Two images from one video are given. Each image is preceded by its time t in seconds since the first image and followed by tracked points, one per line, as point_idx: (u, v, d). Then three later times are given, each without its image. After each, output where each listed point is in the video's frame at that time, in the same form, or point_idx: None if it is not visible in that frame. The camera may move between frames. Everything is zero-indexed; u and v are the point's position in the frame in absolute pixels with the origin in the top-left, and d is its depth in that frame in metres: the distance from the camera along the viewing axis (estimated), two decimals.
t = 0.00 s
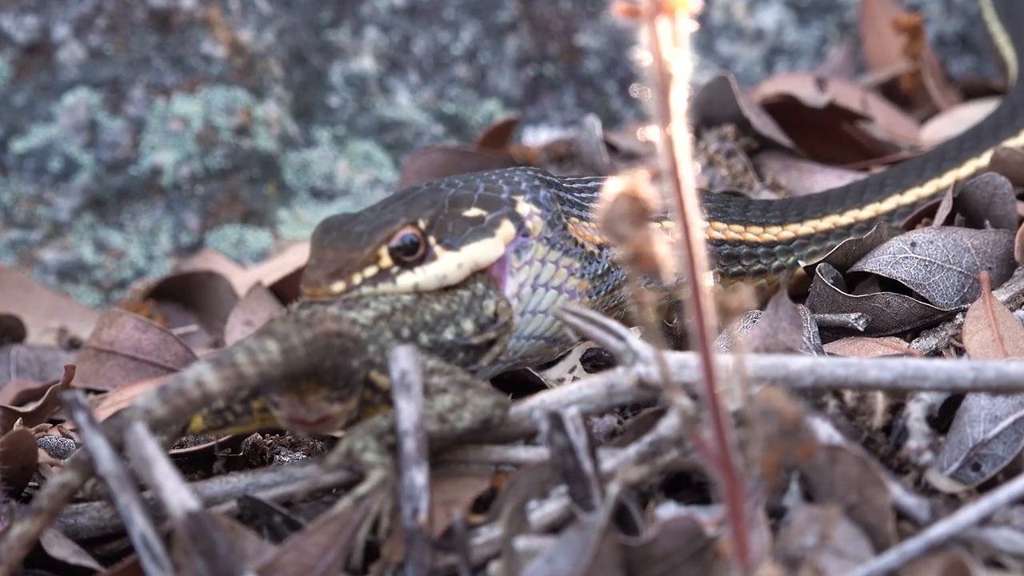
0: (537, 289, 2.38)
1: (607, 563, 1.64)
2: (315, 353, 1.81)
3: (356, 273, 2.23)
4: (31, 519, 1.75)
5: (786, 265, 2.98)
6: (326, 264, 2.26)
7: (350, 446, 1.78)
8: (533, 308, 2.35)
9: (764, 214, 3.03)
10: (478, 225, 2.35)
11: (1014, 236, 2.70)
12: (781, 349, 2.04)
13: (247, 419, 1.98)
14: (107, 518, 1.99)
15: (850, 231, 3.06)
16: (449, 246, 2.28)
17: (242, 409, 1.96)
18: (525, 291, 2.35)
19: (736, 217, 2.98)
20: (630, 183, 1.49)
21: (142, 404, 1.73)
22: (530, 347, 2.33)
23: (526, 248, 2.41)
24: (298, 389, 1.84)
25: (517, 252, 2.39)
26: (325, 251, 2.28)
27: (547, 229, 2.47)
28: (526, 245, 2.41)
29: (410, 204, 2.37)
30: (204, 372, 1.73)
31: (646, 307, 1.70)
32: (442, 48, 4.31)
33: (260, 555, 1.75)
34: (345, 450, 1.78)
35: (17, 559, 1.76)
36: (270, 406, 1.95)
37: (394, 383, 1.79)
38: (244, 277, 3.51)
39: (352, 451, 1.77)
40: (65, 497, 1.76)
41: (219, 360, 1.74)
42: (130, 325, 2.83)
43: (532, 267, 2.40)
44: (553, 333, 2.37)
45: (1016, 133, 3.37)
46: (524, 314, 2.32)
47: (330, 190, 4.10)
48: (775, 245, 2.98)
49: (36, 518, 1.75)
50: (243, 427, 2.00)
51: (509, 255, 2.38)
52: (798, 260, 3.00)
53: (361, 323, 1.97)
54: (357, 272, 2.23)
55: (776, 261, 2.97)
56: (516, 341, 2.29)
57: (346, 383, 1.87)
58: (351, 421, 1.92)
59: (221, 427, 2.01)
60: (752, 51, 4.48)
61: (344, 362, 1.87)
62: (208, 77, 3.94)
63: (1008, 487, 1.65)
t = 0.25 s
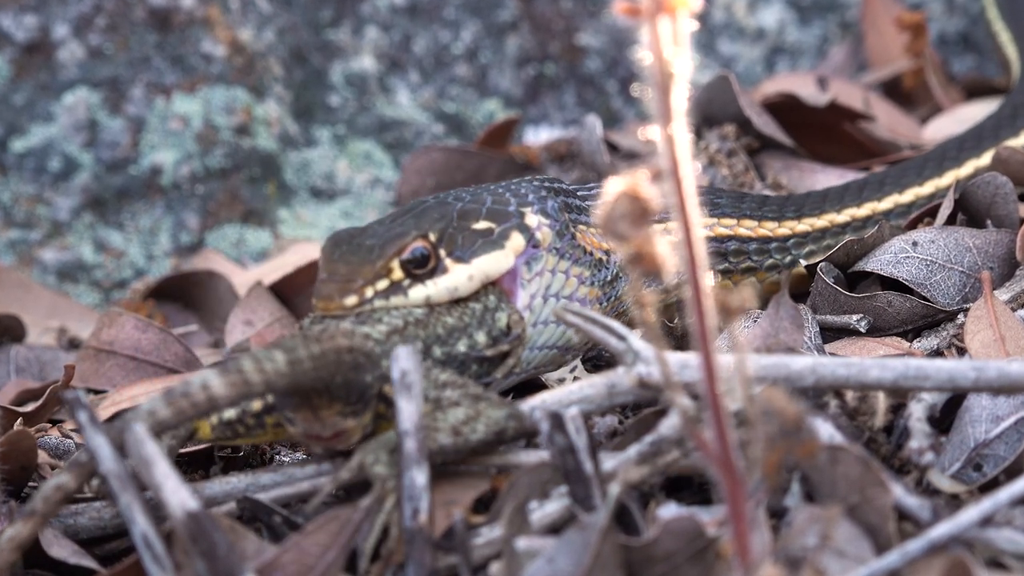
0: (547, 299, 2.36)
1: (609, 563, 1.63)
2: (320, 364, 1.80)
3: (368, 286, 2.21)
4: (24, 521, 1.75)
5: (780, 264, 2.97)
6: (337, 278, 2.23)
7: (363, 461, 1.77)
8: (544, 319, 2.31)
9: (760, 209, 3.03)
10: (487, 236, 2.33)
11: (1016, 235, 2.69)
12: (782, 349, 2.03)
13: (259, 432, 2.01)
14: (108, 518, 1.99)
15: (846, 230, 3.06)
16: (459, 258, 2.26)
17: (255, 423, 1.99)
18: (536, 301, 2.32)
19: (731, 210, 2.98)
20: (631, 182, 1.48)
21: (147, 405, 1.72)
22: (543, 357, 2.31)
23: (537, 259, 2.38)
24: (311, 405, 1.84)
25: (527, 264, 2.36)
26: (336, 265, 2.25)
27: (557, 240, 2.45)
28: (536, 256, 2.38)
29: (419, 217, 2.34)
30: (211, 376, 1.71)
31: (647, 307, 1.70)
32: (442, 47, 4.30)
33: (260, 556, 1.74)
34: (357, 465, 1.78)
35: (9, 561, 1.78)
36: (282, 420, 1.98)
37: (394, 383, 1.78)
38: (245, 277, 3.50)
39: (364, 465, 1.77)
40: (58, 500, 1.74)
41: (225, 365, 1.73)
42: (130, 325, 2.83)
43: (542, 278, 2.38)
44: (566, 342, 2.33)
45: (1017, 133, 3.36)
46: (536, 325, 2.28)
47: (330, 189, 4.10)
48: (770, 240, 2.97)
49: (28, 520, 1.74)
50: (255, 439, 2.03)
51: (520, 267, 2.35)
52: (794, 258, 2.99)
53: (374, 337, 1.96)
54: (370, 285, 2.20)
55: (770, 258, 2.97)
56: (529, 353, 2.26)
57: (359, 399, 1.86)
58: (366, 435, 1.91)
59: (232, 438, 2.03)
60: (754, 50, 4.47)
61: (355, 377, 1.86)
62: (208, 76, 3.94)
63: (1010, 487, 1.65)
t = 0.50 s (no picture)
0: (542, 309, 2.36)
1: (610, 564, 1.62)
2: (323, 362, 1.77)
3: (375, 282, 2.19)
4: (26, 523, 1.75)
5: (775, 262, 2.99)
6: (344, 272, 2.21)
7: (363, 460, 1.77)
8: (538, 329, 2.33)
9: (755, 208, 3.04)
10: (487, 245, 2.33)
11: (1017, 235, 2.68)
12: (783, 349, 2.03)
13: (260, 431, 2.01)
14: (108, 517, 1.98)
15: (845, 230, 3.06)
16: (461, 263, 2.26)
17: (256, 421, 1.99)
18: (532, 312, 2.34)
19: (722, 210, 2.99)
20: (631, 182, 1.48)
21: (144, 403, 1.71)
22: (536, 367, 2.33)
23: (534, 270, 2.41)
24: (318, 406, 1.84)
25: (526, 273, 2.39)
26: (342, 260, 2.24)
27: (552, 250, 2.47)
28: (534, 266, 2.41)
29: (421, 220, 2.34)
30: (206, 375, 1.69)
31: (648, 307, 1.69)
32: (443, 47, 4.30)
33: (261, 556, 1.74)
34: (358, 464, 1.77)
35: (12, 563, 1.78)
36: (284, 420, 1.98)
37: (395, 383, 1.78)
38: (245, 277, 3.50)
39: (365, 465, 1.76)
40: (61, 502, 1.74)
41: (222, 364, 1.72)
42: (130, 325, 2.83)
43: (539, 288, 2.40)
44: (558, 352, 2.36)
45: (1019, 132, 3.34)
46: (530, 335, 2.31)
47: (330, 189, 4.10)
48: (765, 239, 2.98)
49: (31, 521, 1.74)
50: (256, 437, 2.03)
51: (519, 276, 2.37)
52: (787, 257, 3.00)
53: (379, 339, 1.94)
54: (376, 281, 2.19)
55: (765, 257, 2.98)
56: (524, 363, 2.29)
57: (366, 399, 1.87)
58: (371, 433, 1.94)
59: (234, 436, 2.04)
60: (755, 49, 4.47)
61: (363, 377, 1.86)
62: (208, 75, 3.94)
63: (1012, 487, 1.65)
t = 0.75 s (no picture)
0: (534, 318, 2.38)
1: (611, 564, 1.62)
2: (325, 356, 1.77)
3: (379, 255, 2.15)
4: (28, 524, 1.74)
5: (774, 261, 2.99)
6: (349, 243, 2.17)
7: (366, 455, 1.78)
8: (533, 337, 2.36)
9: (755, 208, 3.04)
10: (481, 245, 2.29)
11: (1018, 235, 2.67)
12: (785, 349, 2.02)
13: (266, 423, 1.99)
14: (107, 515, 1.97)
15: (846, 230, 3.05)
16: (461, 251, 2.25)
17: (263, 413, 1.97)
18: (525, 320, 2.35)
19: (720, 211, 2.99)
20: (633, 182, 1.47)
21: (143, 403, 1.72)
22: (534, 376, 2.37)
23: (526, 277, 2.40)
24: (327, 396, 1.85)
25: (519, 280, 2.39)
26: (347, 234, 2.19)
27: (541, 258, 2.47)
28: (525, 274, 2.40)
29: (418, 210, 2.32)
30: (204, 374, 1.71)
31: (648, 307, 1.69)
32: (443, 46, 4.29)
33: (261, 556, 1.73)
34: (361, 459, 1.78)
35: (14, 565, 1.77)
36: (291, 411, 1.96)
37: (395, 382, 1.78)
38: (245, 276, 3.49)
39: (369, 459, 1.77)
40: (63, 502, 1.73)
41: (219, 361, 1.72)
42: (130, 325, 2.82)
43: (530, 296, 2.40)
44: (545, 362, 2.40)
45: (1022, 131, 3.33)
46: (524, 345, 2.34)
47: (330, 188, 4.10)
48: (764, 238, 2.99)
49: (34, 522, 1.74)
50: (261, 430, 2.01)
51: (513, 283, 2.37)
52: (787, 257, 3.00)
53: (387, 329, 1.94)
54: (381, 255, 2.15)
55: (763, 255, 2.98)
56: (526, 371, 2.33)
57: (375, 388, 1.88)
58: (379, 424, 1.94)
59: (240, 429, 2.02)
60: (756, 49, 4.46)
61: (371, 367, 1.86)
62: (208, 75, 3.93)
63: (1014, 488, 1.64)
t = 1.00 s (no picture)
0: (544, 314, 2.33)
1: (612, 564, 1.61)
2: (319, 352, 1.77)
3: (382, 278, 2.18)
4: (30, 525, 1.73)
5: (784, 260, 2.96)
6: (351, 270, 2.20)
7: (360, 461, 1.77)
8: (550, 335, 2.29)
9: (766, 207, 3.03)
10: (496, 242, 2.30)
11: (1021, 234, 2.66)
12: (786, 349, 2.01)
13: (270, 424, 1.98)
14: (107, 521, 1.97)
15: (853, 230, 3.04)
16: (471, 255, 2.25)
17: (265, 414, 1.96)
18: (541, 317, 2.31)
19: (732, 210, 2.98)
20: (634, 181, 1.47)
21: (137, 404, 1.72)
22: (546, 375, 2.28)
23: (541, 274, 2.39)
24: (323, 394, 1.85)
25: (535, 277, 2.38)
26: (349, 259, 2.22)
27: (557, 255, 2.45)
28: (541, 271, 2.39)
29: (427, 217, 2.32)
30: (196, 372, 1.71)
31: (650, 307, 1.68)
32: (443, 45, 4.29)
33: (260, 556, 1.73)
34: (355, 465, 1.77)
35: (16, 568, 1.74)
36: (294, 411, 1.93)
37: (396, 382, 1.78)
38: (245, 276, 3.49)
39: (366, 460, 1.75)
40: (64, 503, 1.73)
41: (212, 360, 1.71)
42: (129, 324, 2.82)
43: (547, 293, 2.39)
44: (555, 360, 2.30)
45: None
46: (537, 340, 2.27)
47: (331, 188, 4.09)
48: (775, 238, 2.97)
49: (36, 523, 1.73)
50: (266, 431, 2.00)
51: (529, 280, 2.36)
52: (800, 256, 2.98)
53: (388, 328, 1.94)
54: (383, 277, 2.18)
55: (773, 255, 2.96)
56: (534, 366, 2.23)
57: (371, 388, 1.86)
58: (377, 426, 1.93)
59: (246, 430, 2.01)
60: (757, 48, 4.46)
61: (368, 365, 1.85)
62: (208, 74, 3.93)
63: (1016, 489, 1.64)
